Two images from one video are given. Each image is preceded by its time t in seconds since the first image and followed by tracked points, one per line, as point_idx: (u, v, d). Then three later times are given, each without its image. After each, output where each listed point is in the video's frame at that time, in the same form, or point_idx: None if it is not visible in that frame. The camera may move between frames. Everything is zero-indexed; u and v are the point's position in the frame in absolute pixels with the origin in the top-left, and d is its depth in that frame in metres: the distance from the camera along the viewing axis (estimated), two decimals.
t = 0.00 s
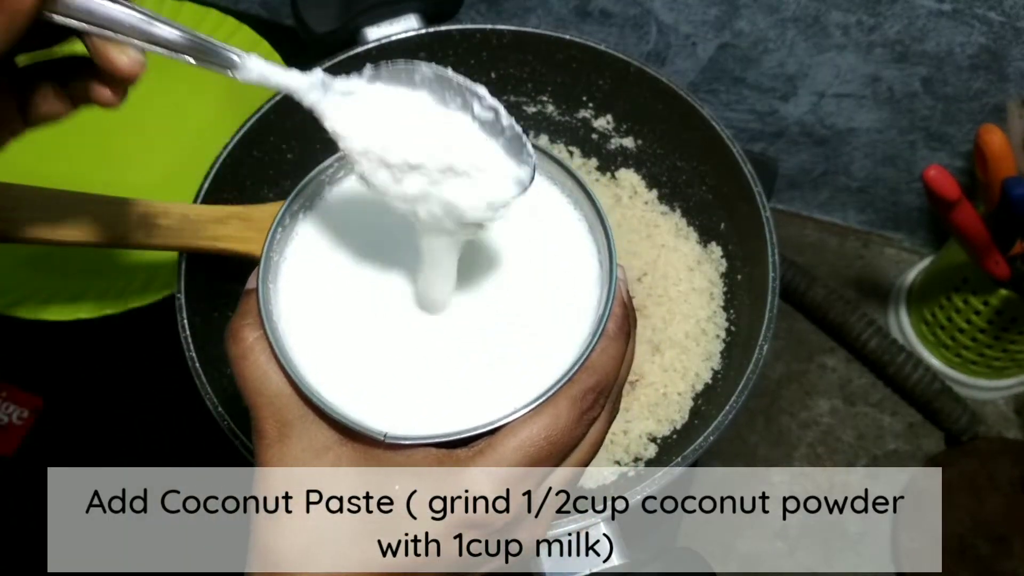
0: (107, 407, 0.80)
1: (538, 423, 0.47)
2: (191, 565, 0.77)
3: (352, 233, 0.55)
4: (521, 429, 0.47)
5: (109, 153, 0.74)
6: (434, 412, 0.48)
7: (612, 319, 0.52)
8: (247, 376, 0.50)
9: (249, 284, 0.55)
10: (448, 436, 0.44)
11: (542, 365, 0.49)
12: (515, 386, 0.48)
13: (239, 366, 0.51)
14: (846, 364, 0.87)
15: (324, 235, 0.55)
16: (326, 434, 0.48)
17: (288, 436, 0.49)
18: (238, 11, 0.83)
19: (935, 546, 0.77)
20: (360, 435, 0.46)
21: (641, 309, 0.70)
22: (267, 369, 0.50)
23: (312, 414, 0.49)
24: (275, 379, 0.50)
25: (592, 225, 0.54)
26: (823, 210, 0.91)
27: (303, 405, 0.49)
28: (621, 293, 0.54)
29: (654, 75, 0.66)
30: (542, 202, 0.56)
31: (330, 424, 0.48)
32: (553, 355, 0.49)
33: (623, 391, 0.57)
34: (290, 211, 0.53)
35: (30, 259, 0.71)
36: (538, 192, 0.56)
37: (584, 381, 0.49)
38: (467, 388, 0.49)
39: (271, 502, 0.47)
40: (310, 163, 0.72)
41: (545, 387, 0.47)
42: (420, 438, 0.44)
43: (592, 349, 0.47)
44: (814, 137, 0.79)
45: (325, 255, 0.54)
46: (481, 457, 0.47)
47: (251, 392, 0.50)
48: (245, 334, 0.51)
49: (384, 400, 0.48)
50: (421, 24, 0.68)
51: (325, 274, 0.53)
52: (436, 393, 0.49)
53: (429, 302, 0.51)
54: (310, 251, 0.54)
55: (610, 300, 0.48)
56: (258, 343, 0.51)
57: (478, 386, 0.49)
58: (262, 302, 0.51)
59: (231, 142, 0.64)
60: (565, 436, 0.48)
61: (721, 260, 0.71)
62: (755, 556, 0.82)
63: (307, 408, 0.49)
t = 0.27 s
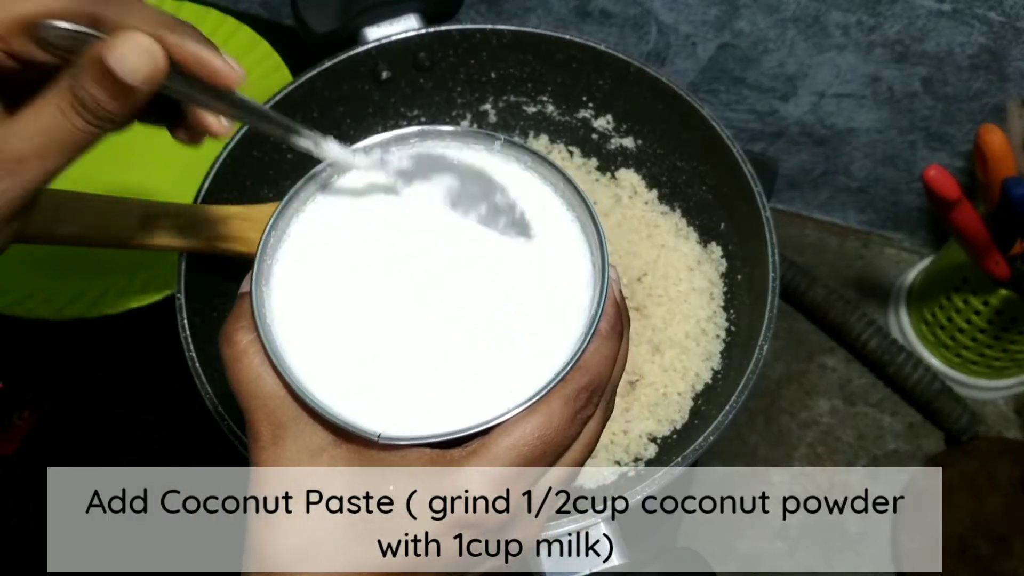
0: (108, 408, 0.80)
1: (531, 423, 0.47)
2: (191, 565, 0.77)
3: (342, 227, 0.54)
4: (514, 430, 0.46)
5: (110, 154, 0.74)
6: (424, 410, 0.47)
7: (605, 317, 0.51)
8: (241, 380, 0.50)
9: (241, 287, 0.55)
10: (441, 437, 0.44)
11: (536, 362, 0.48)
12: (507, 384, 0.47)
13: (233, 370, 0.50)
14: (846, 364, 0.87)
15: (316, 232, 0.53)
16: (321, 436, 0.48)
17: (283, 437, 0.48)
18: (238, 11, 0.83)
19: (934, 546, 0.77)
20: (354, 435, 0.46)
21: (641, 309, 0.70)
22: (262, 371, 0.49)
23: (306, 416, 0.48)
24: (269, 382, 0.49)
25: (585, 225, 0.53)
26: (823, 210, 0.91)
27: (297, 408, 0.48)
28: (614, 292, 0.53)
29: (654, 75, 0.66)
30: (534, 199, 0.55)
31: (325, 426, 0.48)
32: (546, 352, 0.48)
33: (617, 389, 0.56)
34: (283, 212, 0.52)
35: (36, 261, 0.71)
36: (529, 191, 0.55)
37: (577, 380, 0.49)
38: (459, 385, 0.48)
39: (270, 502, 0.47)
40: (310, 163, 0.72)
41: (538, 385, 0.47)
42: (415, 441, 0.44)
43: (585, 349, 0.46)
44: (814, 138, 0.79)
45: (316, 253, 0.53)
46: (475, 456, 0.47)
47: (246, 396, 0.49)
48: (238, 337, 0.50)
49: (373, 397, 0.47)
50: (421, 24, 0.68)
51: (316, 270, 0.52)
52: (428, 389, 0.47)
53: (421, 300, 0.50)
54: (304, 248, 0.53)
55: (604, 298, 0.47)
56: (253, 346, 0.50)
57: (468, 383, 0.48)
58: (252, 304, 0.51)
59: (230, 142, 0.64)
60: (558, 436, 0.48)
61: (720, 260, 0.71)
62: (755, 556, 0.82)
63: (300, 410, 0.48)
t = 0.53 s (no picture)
0: (108, 408, 0.80)
1: (528, 422, 0.46)
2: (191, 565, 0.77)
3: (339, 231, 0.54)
4: (511, 427, 0.46)
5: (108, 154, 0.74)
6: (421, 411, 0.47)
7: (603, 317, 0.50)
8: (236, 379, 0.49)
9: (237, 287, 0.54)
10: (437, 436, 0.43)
11: (532, 363, 0.48)
12: (503, 385, 0.47)
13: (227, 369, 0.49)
14: (846, 364, 0.87)
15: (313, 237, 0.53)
16: (317, 435, 0.48)
17: (279, 437, 0.48)
18: (238, 11, 0.83)
19: (934, 546, 0.77)
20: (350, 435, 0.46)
21: (641, 309, 0.70)
22: (257, 370, 0.49)
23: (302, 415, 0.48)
24: (264, 381, 0.49)
25: (583, 225, 0.52)
26: (823, 210, 0.91)
27: (292, 406, 0.48)
28: (612, 292, 0.53)
29: (653, 75, 0.66)
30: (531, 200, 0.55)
31: (321, 425, 0.48)
32: (544, 354, 0.48)
33: (614, 389, 0.56)
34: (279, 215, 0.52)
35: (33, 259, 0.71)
36: (525, 192, 0.55)
37: (572, 379, 0.48)
38: (455, 387, 0.48)
39: (272, 501, 0.46)
40: (310, 163, 0.72)
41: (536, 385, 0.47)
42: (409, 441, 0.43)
43: (583, 347, 0.45)
44: (814, 137, 0.79)
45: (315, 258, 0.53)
46: (470, 455, 0.47)
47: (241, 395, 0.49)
48: (233, 336, 0.50)
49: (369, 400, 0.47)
50: (421, 24, 0.68)
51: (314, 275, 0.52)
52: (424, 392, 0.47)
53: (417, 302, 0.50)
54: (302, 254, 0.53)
55: (601, 297, 0.47)
56: (249, 345, 0.49)
57: (463, 387, 0.48)
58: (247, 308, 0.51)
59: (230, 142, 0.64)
60: (555, 435, 0.48)
61: (720, 260, 0.71)
62: (755, 556, 0.82)
63: (295, 409, 0.48)
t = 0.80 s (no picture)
0: (105, 409, 0.79)
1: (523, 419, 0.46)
2: (190, 565, 0.77)
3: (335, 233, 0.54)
4: (508, 424, 0.46)
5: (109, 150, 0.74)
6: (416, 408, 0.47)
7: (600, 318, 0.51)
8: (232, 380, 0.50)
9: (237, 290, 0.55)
10: (433, 433, 0.44)
11: (527, 361, 0.48)
12: (499, 383, 0.47)
13: (225, 370, 0.50)
14: (846, 364, 0.87)
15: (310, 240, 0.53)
16: (312, 435, 0.48)
17: (275, 435, 0.48)
18: (238, 12, 0.83)
19: (934, 546, 0.77)
20: (346, 432, 0.46)
21: (642, 309, 0.70)
22: (253, 370, 0.50)
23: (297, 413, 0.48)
24: (260, 381, 0.49)
25: (580, 229, 0.52)
26: (824, 210, 0.90)
27: (287, 405, 0.48)
28: (609, 295, 0.53)
29: (653, 74, 0.66)
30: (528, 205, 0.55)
31: (316, 424, 0.48)
32: (539, 352, 0.48)
33: (614, 390, 0.56)
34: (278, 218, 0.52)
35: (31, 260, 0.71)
36: (523, 196, 0.55)
37: (571, 377, 0.48)
38: (450, 385, 0.48)
39: (272, 502, 0.46)
40: (310, 163, 0.72)
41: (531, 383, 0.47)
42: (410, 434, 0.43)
43: (581, 345, 0.46)
44: (814, 137, 0.79)
45: (311, 258, 0.53)
46: (468, 453, 0.46)
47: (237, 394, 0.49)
48: (230, 337, 0.51)
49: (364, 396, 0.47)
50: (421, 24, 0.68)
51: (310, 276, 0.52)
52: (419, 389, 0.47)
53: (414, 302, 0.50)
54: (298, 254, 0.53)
55: (598, 301, 0.47)
56: (245, 345, 0.50)
57: (462, 382, 0.48)
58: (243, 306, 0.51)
59: (230, 142, 0.64)
60: (555, 432, 0.47)
61: (720, 260, 0.70)
62: (755, 556, 0.82)
63: (290, 407, 0.48)
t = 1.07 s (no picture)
0: (100, 407, 0.78)
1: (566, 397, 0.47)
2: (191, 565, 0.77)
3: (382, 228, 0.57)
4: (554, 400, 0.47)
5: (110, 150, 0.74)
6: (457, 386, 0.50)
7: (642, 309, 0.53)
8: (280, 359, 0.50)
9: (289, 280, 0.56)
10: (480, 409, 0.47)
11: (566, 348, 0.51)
12: (539, 367, 0.50)
13: (275, 349, 0.51)
14: (846, 364, 0.87)
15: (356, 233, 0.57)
16: (356, 410, 0.47)
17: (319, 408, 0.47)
18: (237, 11, 0.83)
19: (935, 547, 0.77)
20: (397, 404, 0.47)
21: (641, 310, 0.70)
22: (301, 349, 0.50)
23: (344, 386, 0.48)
24: (307, 360, 0.49)
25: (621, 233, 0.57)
26: (823, 210, 0.90)
27: (336, 380, 0.49)
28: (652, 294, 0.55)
29: (654, 75, 0.66)
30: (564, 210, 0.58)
31: (363, 399, 0.48)
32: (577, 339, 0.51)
33: (657, 383, 0.57)
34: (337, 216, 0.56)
35: (31, 260, 0.71)
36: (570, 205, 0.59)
37: (613, 360, 0.49)
38: (497, 366, 0.51)
39: (314, 494, 0.43)
40: (310, 163, 0.72)
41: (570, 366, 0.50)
42: (451, 409, 0.47)
43: (623, 333, 0.50)
44: (814, 137, 0.79)
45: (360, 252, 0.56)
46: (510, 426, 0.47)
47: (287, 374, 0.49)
48: (280, 316, 0.52)
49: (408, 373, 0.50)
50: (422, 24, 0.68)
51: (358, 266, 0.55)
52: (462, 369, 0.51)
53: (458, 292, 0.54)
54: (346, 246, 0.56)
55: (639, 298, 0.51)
56: (293, 325, 0.51)
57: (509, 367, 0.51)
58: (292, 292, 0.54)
59: (229, 143, 0.64)
60: (597, 413, 0.48)
61: (720, 260, 0.71)
62: (755, 556, 0.82)
63: (338, 382, 0.48)
